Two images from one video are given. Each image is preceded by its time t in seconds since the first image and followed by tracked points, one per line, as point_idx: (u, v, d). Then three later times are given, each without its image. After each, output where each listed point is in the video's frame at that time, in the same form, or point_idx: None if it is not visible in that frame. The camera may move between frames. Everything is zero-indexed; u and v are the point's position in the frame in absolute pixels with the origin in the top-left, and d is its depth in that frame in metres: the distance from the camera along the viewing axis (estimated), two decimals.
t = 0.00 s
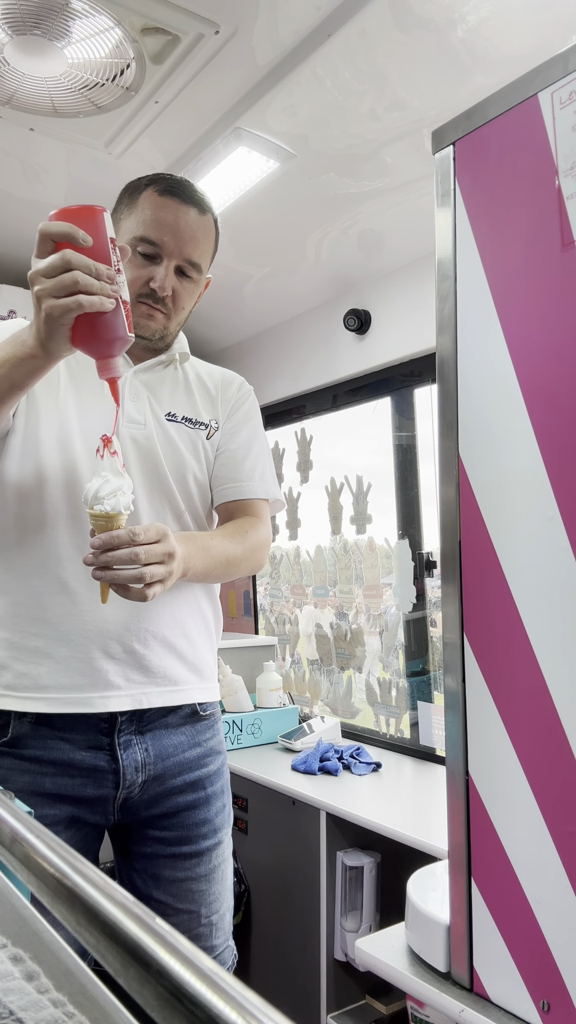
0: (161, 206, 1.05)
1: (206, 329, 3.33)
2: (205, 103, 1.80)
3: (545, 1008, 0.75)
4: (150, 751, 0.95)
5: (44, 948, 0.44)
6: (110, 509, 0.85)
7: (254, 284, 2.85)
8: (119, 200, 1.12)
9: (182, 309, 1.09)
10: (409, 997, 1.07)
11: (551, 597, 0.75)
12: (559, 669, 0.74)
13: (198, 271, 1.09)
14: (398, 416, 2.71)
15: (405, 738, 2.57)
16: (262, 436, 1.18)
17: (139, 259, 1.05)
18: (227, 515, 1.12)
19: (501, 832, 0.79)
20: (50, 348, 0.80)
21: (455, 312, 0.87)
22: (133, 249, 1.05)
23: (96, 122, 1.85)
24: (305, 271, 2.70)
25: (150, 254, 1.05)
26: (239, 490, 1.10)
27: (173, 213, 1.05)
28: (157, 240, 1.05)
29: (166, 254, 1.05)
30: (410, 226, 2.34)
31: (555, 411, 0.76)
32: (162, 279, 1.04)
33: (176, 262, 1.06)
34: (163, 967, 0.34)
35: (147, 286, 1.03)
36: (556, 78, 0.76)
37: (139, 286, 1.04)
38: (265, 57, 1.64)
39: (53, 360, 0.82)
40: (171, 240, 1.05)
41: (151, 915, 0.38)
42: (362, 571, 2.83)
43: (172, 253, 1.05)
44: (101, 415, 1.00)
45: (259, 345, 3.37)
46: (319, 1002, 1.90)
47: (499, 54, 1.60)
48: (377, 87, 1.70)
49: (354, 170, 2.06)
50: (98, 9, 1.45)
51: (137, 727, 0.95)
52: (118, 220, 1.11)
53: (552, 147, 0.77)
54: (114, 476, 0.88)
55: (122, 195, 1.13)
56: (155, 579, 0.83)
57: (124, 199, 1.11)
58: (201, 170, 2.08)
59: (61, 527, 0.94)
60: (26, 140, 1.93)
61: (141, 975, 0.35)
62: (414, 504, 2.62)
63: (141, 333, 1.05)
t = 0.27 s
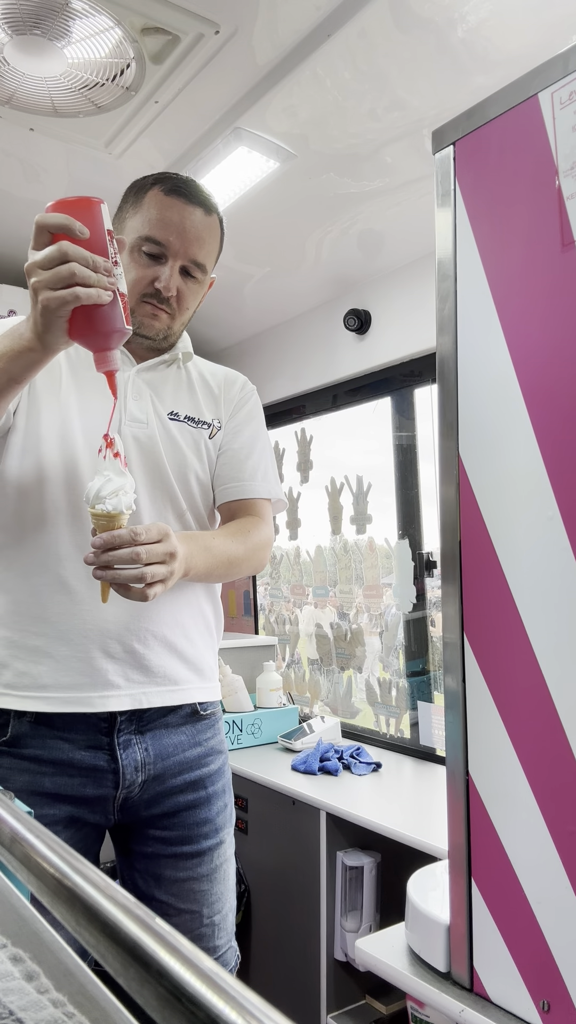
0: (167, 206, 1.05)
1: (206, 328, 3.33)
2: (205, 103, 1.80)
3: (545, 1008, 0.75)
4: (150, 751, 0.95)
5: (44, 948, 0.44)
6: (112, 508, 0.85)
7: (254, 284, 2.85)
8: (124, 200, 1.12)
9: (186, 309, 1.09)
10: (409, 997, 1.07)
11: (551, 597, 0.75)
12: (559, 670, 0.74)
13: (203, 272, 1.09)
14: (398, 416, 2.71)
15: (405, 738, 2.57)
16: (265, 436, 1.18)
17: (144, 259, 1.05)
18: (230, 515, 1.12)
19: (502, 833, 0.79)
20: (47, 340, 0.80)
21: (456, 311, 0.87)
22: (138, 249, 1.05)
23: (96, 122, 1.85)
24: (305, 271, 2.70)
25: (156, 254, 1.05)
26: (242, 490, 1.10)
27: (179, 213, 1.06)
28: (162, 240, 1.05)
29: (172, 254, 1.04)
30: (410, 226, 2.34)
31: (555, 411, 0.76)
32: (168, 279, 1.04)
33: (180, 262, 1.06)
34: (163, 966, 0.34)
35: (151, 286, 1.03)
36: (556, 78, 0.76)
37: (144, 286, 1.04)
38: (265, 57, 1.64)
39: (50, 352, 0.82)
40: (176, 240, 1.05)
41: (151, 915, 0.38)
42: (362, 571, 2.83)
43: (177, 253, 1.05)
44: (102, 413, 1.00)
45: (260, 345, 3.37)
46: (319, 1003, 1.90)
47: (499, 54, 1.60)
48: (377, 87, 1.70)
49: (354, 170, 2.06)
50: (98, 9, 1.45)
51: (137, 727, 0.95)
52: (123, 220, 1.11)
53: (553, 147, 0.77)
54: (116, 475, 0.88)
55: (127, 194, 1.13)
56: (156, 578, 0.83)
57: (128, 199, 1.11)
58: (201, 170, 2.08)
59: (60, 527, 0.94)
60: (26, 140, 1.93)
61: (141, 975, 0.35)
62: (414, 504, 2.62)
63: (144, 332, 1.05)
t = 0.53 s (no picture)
0: (165, 205, 1.05)
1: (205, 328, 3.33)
2: (205, 103, 1.80)
3: (545, 1008, 0.75)
4: (148, 751, 0.95)
5: (44, 948, 0.44)
6: (104, 508, 0.86)
7: (254, 284, 2.85)
8: (121, 198, 1.12)
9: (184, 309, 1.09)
10: (409, 997, 1.07)
11: (551, 596, 0.75)
12: (559, 669, 0.74)
13: (200, 271, 1.10)
14: (398, 416, 2.71)
15: (405, 738, 2.57)
16: (262, 435, 1.18)
17: (142, 258, 1.05)
18: (226, 515, 1.12)
19: (502, 833, 0.79)
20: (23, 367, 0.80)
21: (456, 311, 0.87)
22: (136, 248, 1.05)
23: (96, 122, 1.85)
24: (305, 271, 2.70)
25: (153, 253, 1.05)
26: (240, 490, 1.10)
27: (176, 212, 1.06)
28: (160, 239, 1.05)
29: (170, 254, 1.05)
30: (409, 226, 2.34)
31: (555, 411, 0.76)
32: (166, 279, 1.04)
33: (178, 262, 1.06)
34: (163, 967, 0.34)
35: (149, 286, 1.04)
36: (556, 78, 0.76)
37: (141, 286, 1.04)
38: (264, 57, 1.64)
39: (26, 374, 0.82)
40: (174, 240, 1.05)
41: (151, 915, 0.38)
42: (362, 571, 2.83)
43: (174, 252, 1.05)
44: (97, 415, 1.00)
45: (260, 345, 3.37)
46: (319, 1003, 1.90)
47: (498, 54, 1.60)
48: (377, 87, 1.70)
49: (354, 170, 2.06)
50: (98, 9, 1.45)
51: (132, 726, 0.95)
52: (120, 219, 1.11)
53: (553, 147, 0.77)
54: (109, 476, 0.90)
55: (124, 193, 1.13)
56: (150, 578, 0.83)
57: (126, 198, 1.11)
58: (200, 170, 2.08)
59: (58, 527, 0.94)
60: (26, 140, 1.93)
61: (141, 975, 0.35)
62: (414, 504, 2.62)
63: (142, 332, 1.05)
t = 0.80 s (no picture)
0: (159, 206, 1.05)
1: (206, 328, 3.33)
2: (205, 103, 1.80)
3: (545, 1008, 0.75)
4: (146, 750, 0.95)
5: (44, 948, 0.44)
6: (99, 523, 0.85)
7: (253, 284, 2.85)
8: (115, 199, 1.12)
9: (178, 309, 1.09)
10: (410, 997, 1.07)
11: (550, 596, 0.75)
12: (559, 669, 0.74)
13: (195, 272, 1.10)
14: (398, 416, 2.71)
15: (405, 738, 2.57)
16: (255, 435, 1.18)
17: (136, 259, 1.05)
18: (220, 515, 1.12)
19: (502, 833, 0.79)
20: None
21: (456, 311, 0.87)
22: (130, 249, 1.05)
23: (97, 122, 1.85)
24: (305, 271, 2.70)
25: (148, 254, 1.05)
26: (231, 490, 1.10)
27: (171, 213, 1.06)
28: (154, 240, 1.05)
29: (165, 255, 1.05)
30: (409, 226, 2.34)
31: (556, 411, 0.76)
32: (160, 280, 1.05)
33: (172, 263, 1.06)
34: (163, 966, 0.34)
35: (143, 286, 1.04)
36: (556, 78, 0.76)
37: (135, 286, 1.04)
38: (264, 57, 1.64)
39: None
40: (169, 241, 1.05)
41: (150, 915, 0.38)
42: (362, 571, 2.83)
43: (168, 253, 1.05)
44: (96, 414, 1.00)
45: (260, 345, 3.37)
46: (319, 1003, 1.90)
47: (498, 54, 1.60)
48: (377, 87, 1.70)
49: (353, 170, 2.06)
50: (98, 9, 1.45)
51: (131, 725, 0.95)
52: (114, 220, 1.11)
53: (552, 147, 0.77)
54: (103, 490, 0.88)
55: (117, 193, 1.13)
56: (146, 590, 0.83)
57: (119, 199, 1.11)
58: (200, 170, 2.08)
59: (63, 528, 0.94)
60: (26, 140, 1.93)
61: (141, 975, 0.35)
62: (414, 504, 2.62)
63: (136, 332, 1.05)
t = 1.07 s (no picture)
0: (159, 211, 1.05)
1: (206, 328, 3.33)
2: (205, 103, 1.80)
3: (545, 1008, 0.75)
4: (156, 746, 0.96)
5: (45, 948, 0.44)
6: (149, 548, 0.87)
7: (254, 284, 2.84)
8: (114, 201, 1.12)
9: (176, 315, 1.09)
10: (410, 997, 1.07)
11: (550, 596, 0.75)
12: (559, 669, 0.74)
13: (193, 277, 1.10)
14: (398, 416, 2.71)
15: (405, 738, 2.57)
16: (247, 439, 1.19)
17: (136, 264, 1.04)
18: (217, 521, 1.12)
19: (502, 833, 0.79)
20: None
21: (456, 311, 0.87)
22: (130, 254, 1.05)
23: (96, 123, 1.85)
24: (305, 270, 2.70)
25: (148, 259, 1.05)
26: (226, 497, 1.11)
27: (172, 219, 1.06)
28: (154, 246, 1.05)
29: (165, 261, 1.05)
30: (409, 226, 2.34)
31: (555, 411, 0.76)
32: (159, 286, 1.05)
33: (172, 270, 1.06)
34: (163, 966, 0.34)
35: (143, 292, 1.04)
36: (556, 78, 0.76)
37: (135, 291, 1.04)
38: (265, 57, 1.64)
39: None
40: (170, 247, 1.05)
41: (150, 915, 0.38)
42: (362, 571, 2.83)
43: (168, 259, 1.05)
44: (98, 411, 1.00)
45: (260, 345, 3.37)
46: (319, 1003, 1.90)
47: (498, 54, 1.60)
48: (377, 87, 1.70)
49: (354, 169, 2.06)
50: (98, 9, 1.45)
51: (140, 720, 0.95)
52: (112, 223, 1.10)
53: (552, 147, 0.77)
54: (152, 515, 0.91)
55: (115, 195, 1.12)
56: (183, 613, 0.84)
57: (119, 201, 1.10)
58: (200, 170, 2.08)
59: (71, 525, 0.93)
60: (26, 140, 1.93)
61: (141, 975, 0.35)
62: (414, 504, 2.63)
63: (134, 337, 1.05)
